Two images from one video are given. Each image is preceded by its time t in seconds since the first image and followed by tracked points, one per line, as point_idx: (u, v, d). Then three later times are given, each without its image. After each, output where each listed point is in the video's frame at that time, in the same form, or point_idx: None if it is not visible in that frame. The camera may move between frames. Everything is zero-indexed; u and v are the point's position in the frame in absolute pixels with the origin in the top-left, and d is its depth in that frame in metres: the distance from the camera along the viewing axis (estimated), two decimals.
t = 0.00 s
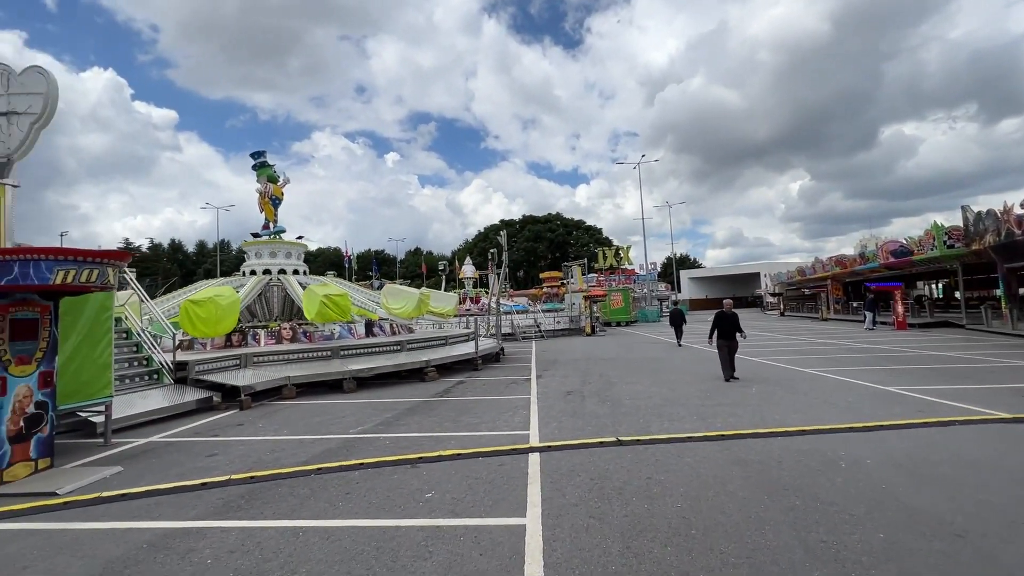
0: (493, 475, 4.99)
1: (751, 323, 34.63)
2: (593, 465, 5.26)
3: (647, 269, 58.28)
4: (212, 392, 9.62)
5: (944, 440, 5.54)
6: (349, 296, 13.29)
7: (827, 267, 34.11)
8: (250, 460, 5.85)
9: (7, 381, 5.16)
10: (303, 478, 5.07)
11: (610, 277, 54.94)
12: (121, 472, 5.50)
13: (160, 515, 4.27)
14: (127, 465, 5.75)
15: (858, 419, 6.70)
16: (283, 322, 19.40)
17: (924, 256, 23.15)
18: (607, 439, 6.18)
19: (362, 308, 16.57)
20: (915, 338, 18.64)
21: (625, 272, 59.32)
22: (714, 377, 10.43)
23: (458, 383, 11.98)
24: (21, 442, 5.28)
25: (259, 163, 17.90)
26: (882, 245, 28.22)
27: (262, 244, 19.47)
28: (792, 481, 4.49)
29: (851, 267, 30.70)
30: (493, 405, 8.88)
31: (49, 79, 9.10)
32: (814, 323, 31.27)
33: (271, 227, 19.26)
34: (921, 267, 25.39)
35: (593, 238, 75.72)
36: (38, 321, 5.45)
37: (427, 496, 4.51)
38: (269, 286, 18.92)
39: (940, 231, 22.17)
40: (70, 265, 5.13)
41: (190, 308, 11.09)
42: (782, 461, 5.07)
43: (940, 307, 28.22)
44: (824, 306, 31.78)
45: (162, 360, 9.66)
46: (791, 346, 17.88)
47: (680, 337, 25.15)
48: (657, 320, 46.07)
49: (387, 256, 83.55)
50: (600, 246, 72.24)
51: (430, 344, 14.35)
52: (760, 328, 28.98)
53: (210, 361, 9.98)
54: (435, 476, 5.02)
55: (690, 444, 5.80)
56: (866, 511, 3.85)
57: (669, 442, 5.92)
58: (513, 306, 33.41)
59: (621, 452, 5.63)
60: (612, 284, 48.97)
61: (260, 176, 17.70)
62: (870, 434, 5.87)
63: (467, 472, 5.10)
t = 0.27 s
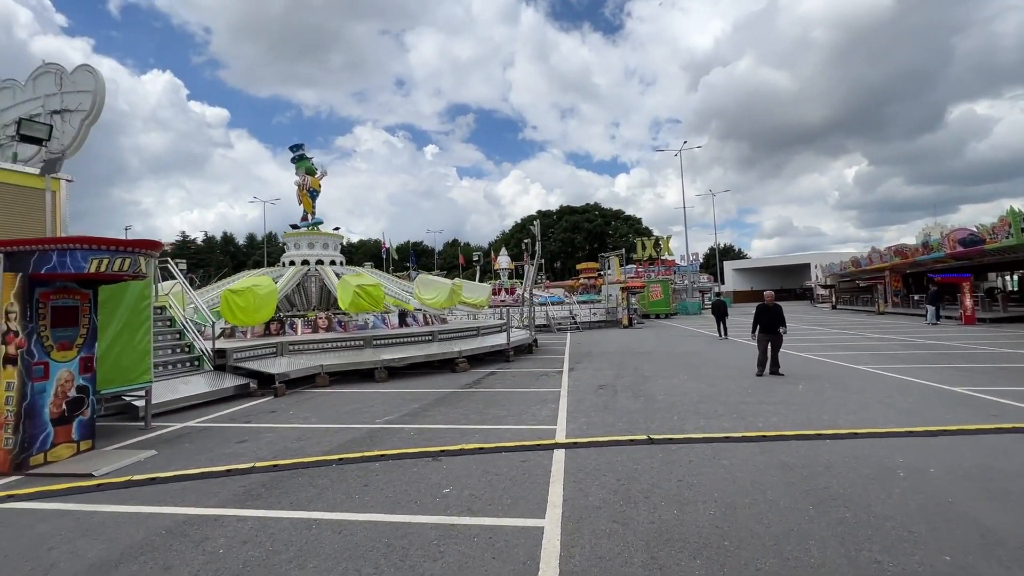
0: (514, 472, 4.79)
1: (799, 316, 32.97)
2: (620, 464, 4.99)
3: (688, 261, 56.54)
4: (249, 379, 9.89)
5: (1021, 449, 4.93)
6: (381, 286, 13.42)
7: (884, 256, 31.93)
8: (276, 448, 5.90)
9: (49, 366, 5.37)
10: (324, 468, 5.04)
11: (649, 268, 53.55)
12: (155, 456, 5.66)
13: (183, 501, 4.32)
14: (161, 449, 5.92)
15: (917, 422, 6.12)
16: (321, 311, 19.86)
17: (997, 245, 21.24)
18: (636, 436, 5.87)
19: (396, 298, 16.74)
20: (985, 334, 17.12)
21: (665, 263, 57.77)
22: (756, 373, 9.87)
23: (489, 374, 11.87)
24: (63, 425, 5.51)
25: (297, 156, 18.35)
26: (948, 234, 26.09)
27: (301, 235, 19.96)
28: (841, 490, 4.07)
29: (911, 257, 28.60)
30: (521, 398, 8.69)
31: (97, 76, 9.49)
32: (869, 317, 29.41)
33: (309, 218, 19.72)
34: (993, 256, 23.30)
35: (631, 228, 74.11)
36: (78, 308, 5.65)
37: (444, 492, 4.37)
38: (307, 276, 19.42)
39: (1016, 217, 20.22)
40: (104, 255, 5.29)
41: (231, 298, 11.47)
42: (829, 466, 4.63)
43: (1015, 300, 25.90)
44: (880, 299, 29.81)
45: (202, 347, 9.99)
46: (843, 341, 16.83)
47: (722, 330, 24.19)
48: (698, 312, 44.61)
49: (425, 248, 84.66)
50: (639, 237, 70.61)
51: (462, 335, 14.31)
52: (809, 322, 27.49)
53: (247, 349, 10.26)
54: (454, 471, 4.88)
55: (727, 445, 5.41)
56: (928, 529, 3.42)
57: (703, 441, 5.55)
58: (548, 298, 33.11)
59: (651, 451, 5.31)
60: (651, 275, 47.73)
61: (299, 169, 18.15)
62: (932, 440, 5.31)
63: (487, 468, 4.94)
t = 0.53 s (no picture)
0: (519, 474, 4.56)
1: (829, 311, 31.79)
2: (633, 468, 4.71)
3: (713, 254, 55.26)
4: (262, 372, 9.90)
5: None
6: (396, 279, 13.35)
7: (921, 249, 30.50)
8: (281, 444, 5.81)
9: (57, 359, 5.37)
10: (325, 466, 4.91)
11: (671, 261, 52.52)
12: (161, 450, 5.63)
13: (180, 498, 4.23)
14: (168, 443, 5.90)
15: (958, 427, 5.66)
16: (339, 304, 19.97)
17: None
18: (651, 437, 5.57)
19: (412, 292, 16.68)
20: None
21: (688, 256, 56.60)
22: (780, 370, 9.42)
23: (503, 369, 11.67)
24: (71, 417, 5.51)
25: (315, 150, 18.43)
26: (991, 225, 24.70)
27: (318, 229, 20.06)
28: (875, 502, 3.71)
29: (950, 249, 27.23)
30: (534, 395, 8.45)
31: (113, 71, 9.55)
32: (904, 312, 28.18)
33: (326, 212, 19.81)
34: None
35: (654, 221, 72.83)
36: (85, 301, 5.64)
37: (445, 494, 4.17)
38: (324, 270, 19.55)
39: None
40: (108, 247, 5.25)
41: (246, 291, 11.51)
42: (861, 475, 4.26)
43: None
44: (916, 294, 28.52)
45: (218, 340, 10.05)
46: (876, 337, 16.06)
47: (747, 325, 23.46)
48: (722, 307, 43.58)
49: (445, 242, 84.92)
50: (662, 229, 69.34)
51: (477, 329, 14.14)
52: (839, 317, 26.48)
53: (262, 342, 10.28)
54: (457, 472, 4.68)
55: (747, 448, 5.07)
56: (974, 550, 3.06)
57: (723, 444, 5.23)
58: (568, 291, 32.72)
59: (665, 454, 5.01)
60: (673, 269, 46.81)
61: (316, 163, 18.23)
62: (976, 447, 4.87)
63: (491, 469, 4.72)
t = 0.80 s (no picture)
0: (498, 481, 4.35)
1: (829, 308, 31.55)
2: (617, 474, 4.51)
3: (712, 251, 55.00)
4: (248, 372, 9.71)
5: None
6: (387, 277, 13.15)
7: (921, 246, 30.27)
8: (256, 448, 5.61)
9: (21, 361, 5.17)
10: (297, 473, 4.70)
11: (671, 258, 52.36)
12: (131, 455, 5.43)
13: (140, 507, 4.03)
14: (140, 447, 5.70)
15: (957, 429, 5.45)
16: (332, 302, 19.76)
17: None
18: (639, 441, 5.36)
19: (405, 289, 16.48)
20: None
21: (688, 254, 56.35)
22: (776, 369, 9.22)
23: (495, 368, 11.47)
24: (38, 421, 5.32)
25: (308, 146, 18.22)
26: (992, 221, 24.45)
27: (311, 226, 19.87)
28: (868, 512, 3.51)
29: (951, 246, 27.00)
30: (523, 395, 8.25)
31: (93, 64, 9.30)
32: (904, 309, 28.02)
33: (319, 209, 19.61)
34: None
35: (653, 218, 72.54)
36: (52, 301, 5.45)
37: (418, 503, 3.96)
38: (317, 267, 19.36)
39: None
40: (72, 245, 5.05)
41: (234, 289, 11.29)
42: (855, 482, 4.05)
43: None
44: (916, 291, 28.39)
45: (203, 339, 9.86)
46: (875, 335, 15.84)
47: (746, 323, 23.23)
48: (721, 304, 43.39)
49: (444, 239, 84.72)
50: (661, 227, 69.06)
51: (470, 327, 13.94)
52: (839, 314, 26.31)
53: (247, 341, 10.09)
54: (434, 478, 4.47)
55: (738, 453, 4.87)
56: (974, 567, 2.85)
57: (713, 448, 5.02)
58: (565, 289, 32.50)
59: (652, 459, 4.81)
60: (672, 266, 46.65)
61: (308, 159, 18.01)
62: (977, 452, 4.65)
63: (470, 476, 4.51)
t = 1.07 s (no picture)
0: (450, 487, 4.13)
1: (801, 306, 32.14)
2: (575, 477, 4.33)
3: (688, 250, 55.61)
4: (204, 373, 9.28)
5: None
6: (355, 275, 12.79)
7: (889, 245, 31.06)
8: (198, 455, 5.27)
9: None
10: (236, 481, 4.40)
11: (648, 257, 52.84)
12: (59, 465, 5.04)
13: (54, 523, 3.69)
14: (71, 455, 5.31)
15: (917, 427, 5.43)
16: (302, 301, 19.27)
17: (1007, 233, 20.30)
18: (601, 442, 5.19)
19: (376, 287, 16.12)
20: (992, 326, 16.39)
21: (665, 253, 56.84)
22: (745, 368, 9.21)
23: (465, 368, 11.24)
24: None
25: (275, 139, 17.65)
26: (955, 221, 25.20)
27: (279, 222, 19.31)
28: (825, 516, 3.40)
29: (916, 245, 27.75)
30: (490, 395, 8.03)
31: (34, 47, 8.75)
32: (872, 307, 28.73)
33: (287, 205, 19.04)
34: (1002, 244, 22.43)
35: (632, 217, 73.05)
36: None
37: (361, 514, 3.71)
38: (285, 265, 18.83)
39: None
40: None
41: (191, 287, 10.79)
42: (815, 483, 3.95)
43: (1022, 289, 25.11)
44: (883, 289, 29.14)
45: (155, 339, 9.39)
46: (843, 333, 16.09)
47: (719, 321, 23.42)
48: (697, 302, 43.92)
49: (423, 237, 83.97)
50: (639, 226, 69.58)
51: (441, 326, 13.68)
52: (810, 312, 26.81)
53: (204, 340, 9.66)
54: (382, 486, 4.22)
55: (700, 453, 4.74)
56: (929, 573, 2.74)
57: (675, 449, 4.89)
58: (542, 288, 32.38)
59: (612, 461, 4.65)
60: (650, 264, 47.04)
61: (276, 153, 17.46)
62: (936, 450, 4.61)
63: (421, 482, 4.27)
